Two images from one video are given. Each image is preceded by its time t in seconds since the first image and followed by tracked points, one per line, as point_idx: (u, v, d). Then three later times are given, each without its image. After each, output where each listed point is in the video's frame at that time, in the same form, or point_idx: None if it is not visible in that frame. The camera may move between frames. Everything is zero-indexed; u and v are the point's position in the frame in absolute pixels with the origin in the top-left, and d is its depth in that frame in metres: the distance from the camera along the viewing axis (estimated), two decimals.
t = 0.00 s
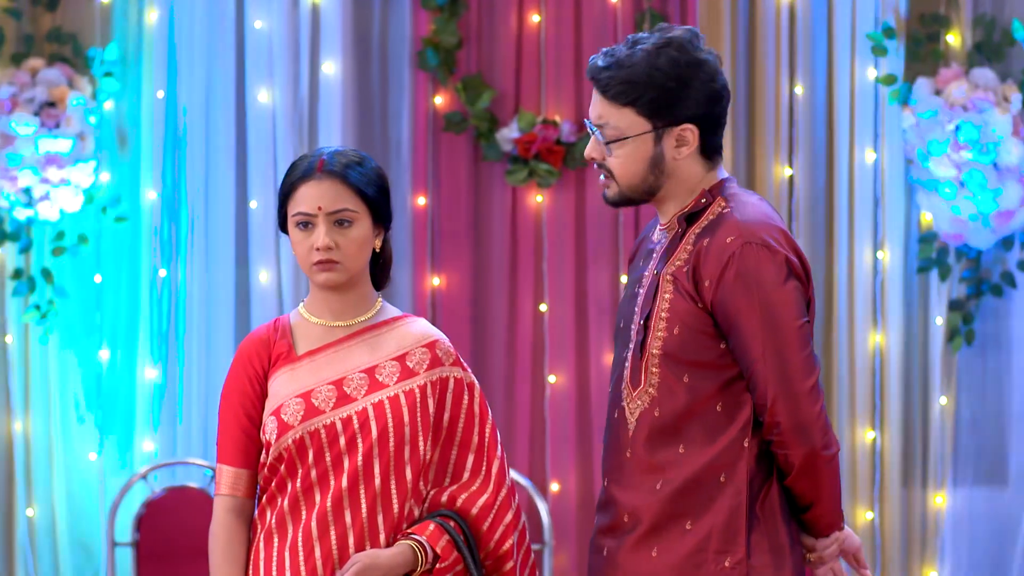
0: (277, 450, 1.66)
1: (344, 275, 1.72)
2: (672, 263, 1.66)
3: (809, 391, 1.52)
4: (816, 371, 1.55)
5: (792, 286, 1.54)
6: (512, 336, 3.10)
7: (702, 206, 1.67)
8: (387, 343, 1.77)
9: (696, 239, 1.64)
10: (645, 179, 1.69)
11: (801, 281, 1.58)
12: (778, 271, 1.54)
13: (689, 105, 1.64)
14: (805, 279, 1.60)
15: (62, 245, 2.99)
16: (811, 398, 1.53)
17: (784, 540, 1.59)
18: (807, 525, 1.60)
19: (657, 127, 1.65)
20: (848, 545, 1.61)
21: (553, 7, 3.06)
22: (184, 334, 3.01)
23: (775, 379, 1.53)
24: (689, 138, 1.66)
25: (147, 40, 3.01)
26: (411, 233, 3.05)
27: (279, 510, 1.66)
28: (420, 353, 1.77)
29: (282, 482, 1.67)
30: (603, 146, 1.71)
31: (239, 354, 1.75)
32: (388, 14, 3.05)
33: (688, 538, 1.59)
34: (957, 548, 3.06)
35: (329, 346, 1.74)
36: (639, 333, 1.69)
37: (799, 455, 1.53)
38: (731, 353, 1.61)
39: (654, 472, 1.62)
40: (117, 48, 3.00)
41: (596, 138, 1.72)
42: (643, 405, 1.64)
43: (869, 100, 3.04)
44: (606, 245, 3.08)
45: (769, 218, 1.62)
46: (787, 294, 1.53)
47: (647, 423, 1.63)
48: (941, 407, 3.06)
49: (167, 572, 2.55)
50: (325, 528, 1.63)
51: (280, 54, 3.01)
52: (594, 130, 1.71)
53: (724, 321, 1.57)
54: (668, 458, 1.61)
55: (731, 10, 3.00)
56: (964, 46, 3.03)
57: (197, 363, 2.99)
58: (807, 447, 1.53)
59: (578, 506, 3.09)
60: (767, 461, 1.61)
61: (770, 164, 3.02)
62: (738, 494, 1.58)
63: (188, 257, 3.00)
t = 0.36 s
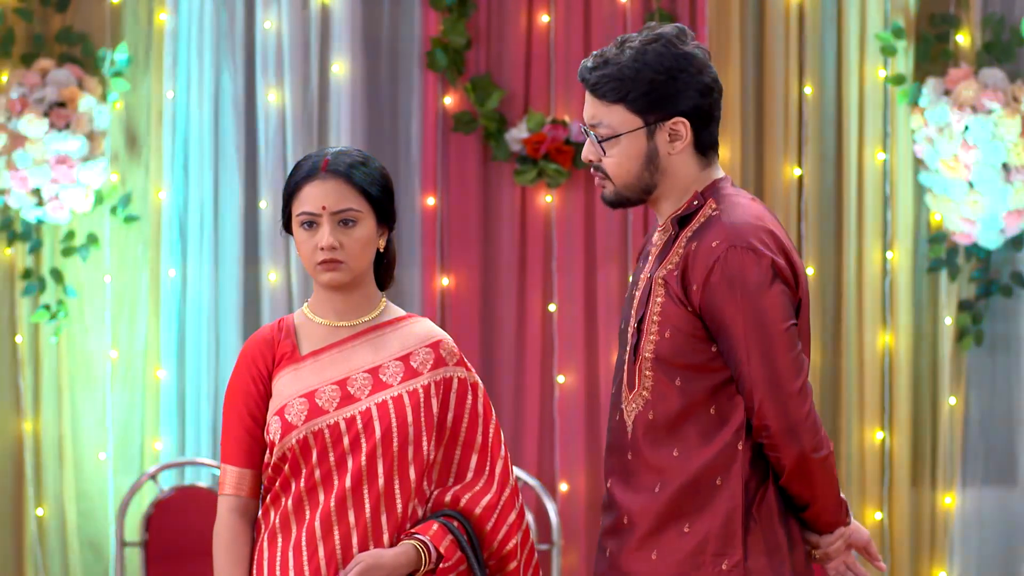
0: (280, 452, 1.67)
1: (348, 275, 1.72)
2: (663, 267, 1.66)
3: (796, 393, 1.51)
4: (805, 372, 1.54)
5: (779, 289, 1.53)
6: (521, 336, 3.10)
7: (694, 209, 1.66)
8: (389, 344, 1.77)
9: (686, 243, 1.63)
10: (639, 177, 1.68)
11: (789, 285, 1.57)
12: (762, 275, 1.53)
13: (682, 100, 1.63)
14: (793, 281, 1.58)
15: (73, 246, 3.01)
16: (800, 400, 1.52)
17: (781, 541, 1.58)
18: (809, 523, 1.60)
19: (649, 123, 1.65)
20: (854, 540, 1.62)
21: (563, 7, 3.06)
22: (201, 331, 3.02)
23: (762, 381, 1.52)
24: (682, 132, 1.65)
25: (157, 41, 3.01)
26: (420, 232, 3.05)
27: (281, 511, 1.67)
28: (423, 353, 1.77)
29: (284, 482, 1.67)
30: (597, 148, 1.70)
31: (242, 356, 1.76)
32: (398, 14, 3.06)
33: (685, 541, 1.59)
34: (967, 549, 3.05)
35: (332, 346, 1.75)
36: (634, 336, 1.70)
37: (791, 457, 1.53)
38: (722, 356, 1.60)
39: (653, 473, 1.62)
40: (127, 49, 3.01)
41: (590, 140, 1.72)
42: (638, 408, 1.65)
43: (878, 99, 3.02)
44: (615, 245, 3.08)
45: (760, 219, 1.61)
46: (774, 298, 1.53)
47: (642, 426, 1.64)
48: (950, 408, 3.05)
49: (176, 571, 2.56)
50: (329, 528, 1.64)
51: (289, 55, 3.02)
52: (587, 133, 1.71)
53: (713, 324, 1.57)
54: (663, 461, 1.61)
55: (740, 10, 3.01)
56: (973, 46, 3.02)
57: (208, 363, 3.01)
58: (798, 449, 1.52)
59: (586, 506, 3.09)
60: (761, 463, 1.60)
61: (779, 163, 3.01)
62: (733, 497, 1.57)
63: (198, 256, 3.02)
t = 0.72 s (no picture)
0: (276, 451, 1.66)
1: (345, 274, 1.72)
2: (659, 262, 1.66)
3: (789, 388, 1.50)
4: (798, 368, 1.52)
5: (772, 283, 1.52)
6: (520, 337, 3.10)
7: (691, 205, 1.66)
8: (385, 344, 1.77)
9: (681, 238, 1.63)
10: (640, 173, 1.67)
11: (783, 280, 1.56)
12: (756, 268, 1.52)
13: (679, 96, 1.63)
14: (788, 276, 1.57)
15: (73, 246, 3.01)
16: (791, 395, 1.50)
17: (770, 539, 1.56)
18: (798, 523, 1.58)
19: (649, 118, 1.64)
20: (845, 546, 1.60)
21: (562, 7, 3.06)
22: (199, 340, 2.99)
23: (752, 374, 1.51)
24: (681, 127, 1.64)
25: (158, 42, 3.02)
26: (420, 232, 3.05)
27: (278, 511, 1.66)
28: (420, 353, 1.77)
29: (281, 482, 1.67)
30: (598, 145, 1.69)
31: (240, 355, 1.76)
32: (398, 14, 3.06)
33: (675, 537, 1.59)
34: (966, 549, 3.05)
35: (329, 346, 1.74)
36: (629, 330, 1.70)
37: (781, 452, 1.52)
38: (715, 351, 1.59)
39: (644, 469, 1.63)
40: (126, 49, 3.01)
41: (590, 138, 1.71)
42: (631, 403, 1.66)
43: (877, 99, 3.02)
44: (614, 244, 3.07)
45: (756, 215, 1.60)
46: (768, 292, 1.52)
47: (636, 422, 1.64)
48: (949, 408, 3.05)
49: (173, 571, 2.56)
50: (325, 527, 1.64)
51: (289, 55, 3.02)
52: (588, 130, 1.71)
53: (707, 319, 1.56)
54: (655, 456, 1.62)
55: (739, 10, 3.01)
56: (972, 46, 3.02)
57: (207, 363, 2.99)
58: (788, 444, 1.51)
59: (585, 506, 3.08)
60: (752, 459, 1.59)
61: (778, 164, 3.01)
62: (722, 491, 1.56)
63: (196, 257, 3.00)
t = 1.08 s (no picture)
0: (272, 451, 1.66)
1: (341, 274, 1.72)
2: (674, 260, 1.66)
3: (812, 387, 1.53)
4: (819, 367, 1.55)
5: (796, 281, 1.54)
6: (518, 337, 3.10)
7: (702, 204, 1.68)
8: (382, 344, 1.76)
9: (699, 235, 1.64)
10: (660, 169, 1.67)
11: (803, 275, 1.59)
12: (783, 267, 1.54)
13: (698, 92, 1.66)
14: (807, 274, 1.60)
15: (69, 245, 3.00)
16: (815, 394, 1.53)
17: (787, 535, 1.59)
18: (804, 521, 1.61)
19: (673, 112, 1.66)
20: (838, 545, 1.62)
21: (559, 7, 3.06)
22: (198, 334, 3.02)
23: (780, 374, 1.53)
24: (700, 123, 1.68)
25: (154, 42, 3.01)
26: (416, 233, 3.04)
27: (274, 510, 1.66)
28: (415, 353, 1.76)
29: (277, 482, 1.67)
30: (614, 141, 1.66)
31: (235, 355, 1.76)
32: (394, 14, 3.05)
33: (692, 536, 1.59)
34: (963, 549, 3.05)
35: (325, 346, 1.74)
36: (640, 329, 1.68)
37: (803, 450, 1.54)
38: (734, 349, 1.62)
39: (654, 469, 1.62)
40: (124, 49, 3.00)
41: (603, 134, 1.67)
42: (647, 402, 1.64)
43: (874, 99, 3.02)
44: (612, 244, 3.07)
45: (771, 214, 1.63)
46: (790, 290, 1.53)
47: (651, 421, 1.63)
48: (947, 408, 3.05)
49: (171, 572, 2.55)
50: (320, 527, 1.63)
51: (286, 55, 3.02)
52: (603, 125, 1.67)
53: (730, 317, 1.57)
54: (671, 455, 1.61)
55: (736, 10, 3.01)
56: (969, 46, 3.03)
57: (207, 362, 3.02)
58: (811, 442, 1.53)
59: (582, 506, 3.08)
60: (768, 456, 1.62)
61: (775, 164, 3.01)
62: (742, 488, 1.58)
63: (195, 257, 3.02)
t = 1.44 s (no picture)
0: (270, 451, 1.66)
1: (338, 273, 1.71)
2: (688, 259, 1.66)
3: (827, 388, 1.54)
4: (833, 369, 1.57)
5: (812, 281, 1.57)
6: (516, 337, 3.09)
7: (712, 204, 1.69)
8: (380, 344, 1.76)
9: (712, 235, 1.65)
10: (670, 167, 1.67)
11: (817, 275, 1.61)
12: (799, 270, 1.56)
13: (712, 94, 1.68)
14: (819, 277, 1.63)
15: (67, 246, 2.99)
16: (830, 396, 1.55)
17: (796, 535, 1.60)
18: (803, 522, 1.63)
19: (687, 112, 1.66)
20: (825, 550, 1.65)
21: (558, 7, 3.05)
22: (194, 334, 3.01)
23: (798, 376, 1.54)
24: (711, 126, 1.69)
25: (153, 41, 3.01)
26: (414, 232, 3.05)
27: (273, 510, 1.66)
28: (414, 353, 1.76)
29: (275, 482, 1.67)
30: (627, 136, 1.66)
31: (233, 356, 1.76)
32: (391, 15, 3.05)
33: (703, 535, 1.60)
34: (961, 549, 3.05)
35: (323, 346, 1.74)
36: (650, 327, 1.67)
37: (816, 449, 1.55)
38: (748, 349, 1.63)
39: (661, 469, 1.62)
40: (122, 49, 3.00)
41: (616, 128, 1.67)
42: (659, 401, 1.63)
43: (873, 99, 3.02)
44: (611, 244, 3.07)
45: (783, 216, 1.65)
46: (803, 292, 1.55)
47: (662, 419, 1.63)
48: (945, 408, 3.05)
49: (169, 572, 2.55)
50: (319, 527, 1.63)
51: (284, 55, 3.02)
52: (616, 120, 1.67)
53: (748, 317, 1.59)
54: (682, 454, 1.62)
55: (735, 11, 3.01)
56: (968, 46, 3.02)
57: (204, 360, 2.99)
58: (824, 442, 1.55)
59: (581, 506, 3.08)
60: (778, 456, 1.63)
61: (773, 165, 3.02)
62: (755, 488, 1.59)
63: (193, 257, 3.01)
